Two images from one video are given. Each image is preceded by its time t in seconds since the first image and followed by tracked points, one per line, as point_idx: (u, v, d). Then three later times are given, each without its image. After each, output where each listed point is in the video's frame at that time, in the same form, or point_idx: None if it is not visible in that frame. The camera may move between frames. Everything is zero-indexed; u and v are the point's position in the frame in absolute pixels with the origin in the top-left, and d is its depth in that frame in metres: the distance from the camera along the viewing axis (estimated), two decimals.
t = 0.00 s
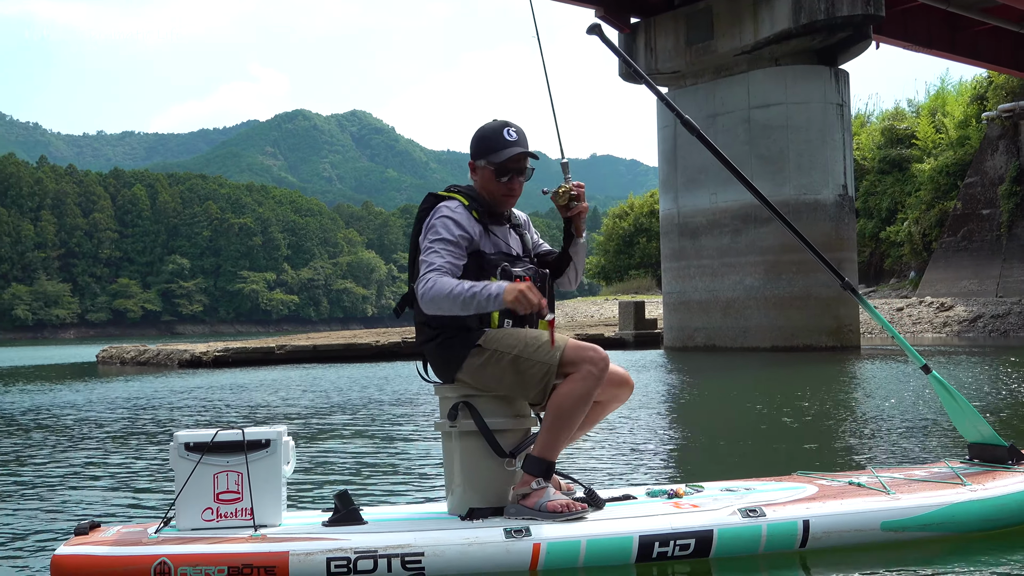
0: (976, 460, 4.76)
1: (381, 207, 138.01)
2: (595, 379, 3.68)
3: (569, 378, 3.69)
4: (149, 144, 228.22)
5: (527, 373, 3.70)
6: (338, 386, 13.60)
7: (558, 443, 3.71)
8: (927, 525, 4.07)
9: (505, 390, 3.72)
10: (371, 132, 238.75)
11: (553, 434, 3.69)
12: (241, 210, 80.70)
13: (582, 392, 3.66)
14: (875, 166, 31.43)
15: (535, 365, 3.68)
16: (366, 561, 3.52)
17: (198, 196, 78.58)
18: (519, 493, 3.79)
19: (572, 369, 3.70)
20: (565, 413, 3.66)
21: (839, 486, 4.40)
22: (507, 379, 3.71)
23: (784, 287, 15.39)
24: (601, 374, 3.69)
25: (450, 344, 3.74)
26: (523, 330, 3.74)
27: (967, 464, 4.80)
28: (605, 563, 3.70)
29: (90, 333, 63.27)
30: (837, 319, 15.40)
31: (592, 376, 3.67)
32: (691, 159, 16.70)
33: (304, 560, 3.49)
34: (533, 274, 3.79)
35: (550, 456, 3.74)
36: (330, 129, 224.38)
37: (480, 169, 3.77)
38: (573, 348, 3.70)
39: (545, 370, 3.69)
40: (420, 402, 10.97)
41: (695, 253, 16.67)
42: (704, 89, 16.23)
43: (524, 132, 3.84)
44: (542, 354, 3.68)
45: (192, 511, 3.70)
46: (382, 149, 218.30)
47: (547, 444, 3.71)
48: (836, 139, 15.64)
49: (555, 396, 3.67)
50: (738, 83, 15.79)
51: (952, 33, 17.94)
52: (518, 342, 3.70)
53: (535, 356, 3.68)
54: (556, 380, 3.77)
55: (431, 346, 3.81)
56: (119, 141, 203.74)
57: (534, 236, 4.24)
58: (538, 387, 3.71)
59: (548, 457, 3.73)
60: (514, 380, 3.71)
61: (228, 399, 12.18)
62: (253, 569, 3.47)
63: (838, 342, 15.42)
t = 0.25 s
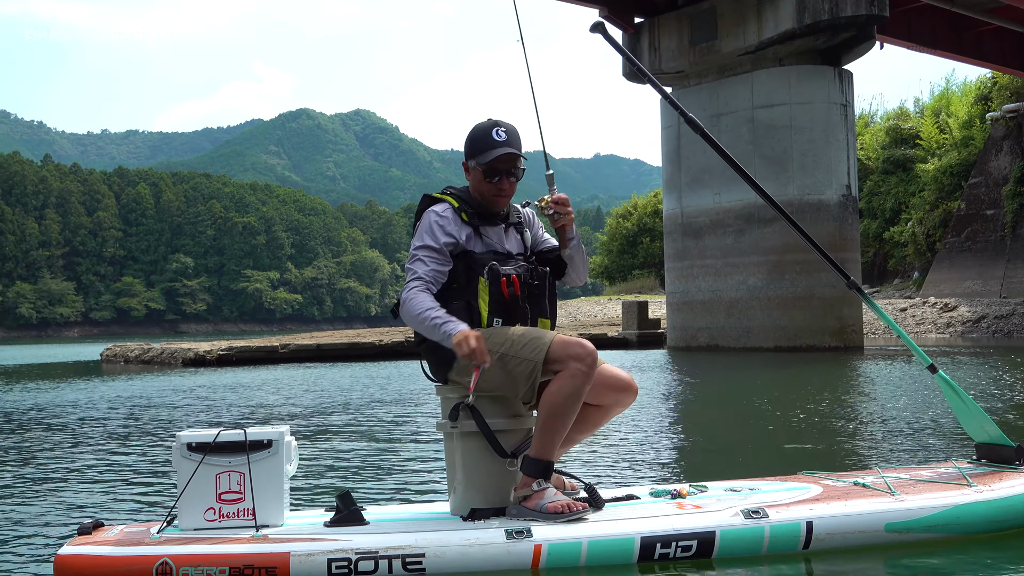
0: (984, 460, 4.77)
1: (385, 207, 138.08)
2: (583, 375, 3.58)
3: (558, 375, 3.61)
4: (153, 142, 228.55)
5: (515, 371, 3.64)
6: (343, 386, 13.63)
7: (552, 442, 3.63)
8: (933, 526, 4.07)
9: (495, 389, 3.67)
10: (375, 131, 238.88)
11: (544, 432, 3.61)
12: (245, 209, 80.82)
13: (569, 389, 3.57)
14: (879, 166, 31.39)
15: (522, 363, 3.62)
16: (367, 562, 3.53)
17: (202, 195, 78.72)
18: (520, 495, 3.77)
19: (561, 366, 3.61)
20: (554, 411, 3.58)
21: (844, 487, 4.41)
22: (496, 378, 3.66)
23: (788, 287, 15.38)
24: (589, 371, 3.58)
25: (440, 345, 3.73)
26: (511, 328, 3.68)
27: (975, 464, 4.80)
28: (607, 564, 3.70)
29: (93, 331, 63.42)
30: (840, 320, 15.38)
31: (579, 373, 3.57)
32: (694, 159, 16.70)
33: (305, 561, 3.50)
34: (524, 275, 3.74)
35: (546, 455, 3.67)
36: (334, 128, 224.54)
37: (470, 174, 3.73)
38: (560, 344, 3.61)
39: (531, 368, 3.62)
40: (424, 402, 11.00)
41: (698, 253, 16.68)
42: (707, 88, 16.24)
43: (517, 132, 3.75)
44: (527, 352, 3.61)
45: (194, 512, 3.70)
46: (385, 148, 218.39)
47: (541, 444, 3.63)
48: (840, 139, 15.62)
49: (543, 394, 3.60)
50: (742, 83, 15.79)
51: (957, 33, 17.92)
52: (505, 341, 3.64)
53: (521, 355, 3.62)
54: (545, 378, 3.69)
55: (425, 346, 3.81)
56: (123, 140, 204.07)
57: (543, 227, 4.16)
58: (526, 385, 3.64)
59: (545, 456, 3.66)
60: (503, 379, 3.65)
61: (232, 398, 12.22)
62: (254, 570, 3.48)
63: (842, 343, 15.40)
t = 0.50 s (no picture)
0: (993, 463, 4.77)
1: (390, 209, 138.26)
2: (584, 380, 3.55)
3: (560, 379, 3.58)
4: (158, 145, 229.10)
5: (517, 375, 3.61)
6: (347, 389, 13.62)
7: (553, 446, 3.58)
8: (938, 532, 4.01)
9: (496, 393, 3.65)
10: (380, 133, 239.23)
11: (545, 437, 3.56)
12: (249, 212, 80.99)
13: (571, 393, 3.54)
14: (883, 167, 31.37)
15: (524, 367, 3.59)
16: (365, 568, 3.42)
17: (207, 197, 78.93)
18: (521, 499, 3.72)
19: (562, 370, 3.59)
20: (555, 413, 3.55)
21: (848, 491, 4.37)
22: (497, 382, 3.63)
23: (792, 289, 15.38)
24: (590, 375, 3.56)
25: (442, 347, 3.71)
26: (513, 332, 3.67)
27: (984, 467, 4.81)
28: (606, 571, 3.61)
29: (99, 334, 63.53)
30: (845, 321, 15.37)
31: (581, 377, 3.54)
32: (699, 160, 16.70)
33: (303, 566, 3.41)
34: (526, 277, 3.78)
35: (548, 460, 3.63)
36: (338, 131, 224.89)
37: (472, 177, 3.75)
38: (561, 348, 3.59)
39: (533, 372, 3.59)
40: (428, 405, 10.98)
41: (702, 254, 16.68)
42: (711, 90, 16.25)
43: (520, 134, 3.76)
44: (530, 356, 3.59)
45: (195, 515, 3.66)
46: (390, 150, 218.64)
47: (543, 449, 3.60)
48: (844, 141, 15.62)
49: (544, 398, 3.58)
50: (746, 84, 15.80)
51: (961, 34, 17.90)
52: (506, 345, 3.62)
53: (523, 359, 3.60)
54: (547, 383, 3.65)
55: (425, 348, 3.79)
56: (128, 143, 204.59)
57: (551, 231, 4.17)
58: (528, 390, 3.62)
59: (547, 461, 3.63)
60: (505, 383, 3.63)
61: (236, 401, 12.20)
62: None
63: (846, 344, 15.39)
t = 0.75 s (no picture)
0: (1002, 467, 4.73)
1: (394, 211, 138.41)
2: (583, 383, 3.51)
3: (558, 383, 3.54)
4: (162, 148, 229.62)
5: (515, 378, 3.58)
6: (350, 392, 13.61)
7: (551, 449, 3.54)
8: (940, 537, 3.95)
9: (495, 395, 3.62)
10: (383, 135, 239.51)
11: (543, 439, 3.53)
12: (254, 214, 81.14)
13: (569, 397, 3.50)
14: (887, 168, 31.33)
15: (523, 370, 3.56)
16: (359, 570, 3.37)
17: (211, 200, 79.10)
18: (517, 502, 3.65)
19: (562, 373, 3.55)
20: (553, 416, 3.50)
21: (851, 495, 4.30)
22: (496, 384, 3.60)
23: (796, 289, 15.37)
24: (589, 379, 3.51)
25: (442, 348, 3.70)
26: (513, 335, 3.65)
27: (992, 471, 4.77)
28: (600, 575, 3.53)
29: (104, 337, 63.76)
30: (849, 322, 15.37)
31: (580, 380, 3.50)
32: (702, 162, 16.70)
33: (297, 568, 3.36)
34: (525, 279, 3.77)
35: (546, 464, 3.59)
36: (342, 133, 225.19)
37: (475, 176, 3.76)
38: (561, 351, 3.55)
39: (532, 375, 3.56)
40: (431, 408, 10.96)
41: (706, 255, 16.68)
42: (714, 91, 16.26)
43: (528, 138, 3.74)
44: (530, 359, 3.56)
45: (192, 517, 3.61)
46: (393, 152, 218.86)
47: (541, 452, 3.56)
48: (848, 141, 15.62)
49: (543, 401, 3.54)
50: (750, 85, 15.80)
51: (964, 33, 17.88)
52: (506, 347, 3.59)
53: (522, 361, 3.57)
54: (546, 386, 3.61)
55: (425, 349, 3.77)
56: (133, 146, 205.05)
57: (557, 237, 4.15)
58: (526, 393, 3.57)
59: (544, 465, 3.58)
60: (503, 385, 3.60)
61: (239, 405, 12.20)
62: None
63: (851, 345, 15.38)
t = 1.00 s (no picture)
0: (1010, 472, 4.64)
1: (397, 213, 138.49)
2: (578, 385, 3.49)
3: (554, 384, 3.51)
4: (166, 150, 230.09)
5: (511, 379, 3.54)
6: (353, 394, 13.63)
7: (548, 451, 3.51)
8: (943, 542, 3.87)
9: (491, 397, 3.58)
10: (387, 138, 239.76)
11: (540, 441, 3.50)
12: (257, 216, 81.28)
13: (564, 399, 3.47)
14: (891, 169, 31.31)
15: (518, 371, 3.52)
16: (353, 572, 3.35)
17: (215, 202, 79.25)
18: (514, 505, 3.59)
19: (557, 375, 3.52)
20: (549, 418, 3.48)
21: (855, 499, 4.23)
22: (491, 386, 3.57)
23: (800, 291, 15.36)
24: (584, 380, 3.49)
25: (439, 349, 3.68)
26: (509, 337, 3.61)
27: (1001, 475, 4.69)
28: None
29: (108, 339, 63.91)
30: (852, 324, 15.36)
31: (575, 382, 3.48)
32: (705, 164, 16.71)
33: (292, 569, 3.36)
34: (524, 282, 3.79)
35: (543, 466, 3.53)
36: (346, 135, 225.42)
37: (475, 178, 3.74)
38: (556, 352, 3.53)
39: (528, 377, 3.52)
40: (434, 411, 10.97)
41: (709, 257, 16.68)
42: (717, 93, 16.28)
43: (528, 140, 3.70)
44: (526, 361, 3.53)
45: (189, 518, 3.61)
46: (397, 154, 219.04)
47: (538, 454, 3.52)
48: (851, 143, 15.61)
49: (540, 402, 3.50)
50: (753, 87, 15.81)
51: (967, 35, 17.89)
52: (502, 348, 3.56)
53: (518, 363, 3.53)
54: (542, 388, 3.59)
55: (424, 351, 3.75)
56: (136, 148, 205.38)
57: (559, 241, 4.10)
58: (523, 395, 3.53)
59: (541, 467, 3.53)
60: (499, 387, 3.55)
61: (243, 406, 12.24)
62: None
63: (854, 347, 15.37)
